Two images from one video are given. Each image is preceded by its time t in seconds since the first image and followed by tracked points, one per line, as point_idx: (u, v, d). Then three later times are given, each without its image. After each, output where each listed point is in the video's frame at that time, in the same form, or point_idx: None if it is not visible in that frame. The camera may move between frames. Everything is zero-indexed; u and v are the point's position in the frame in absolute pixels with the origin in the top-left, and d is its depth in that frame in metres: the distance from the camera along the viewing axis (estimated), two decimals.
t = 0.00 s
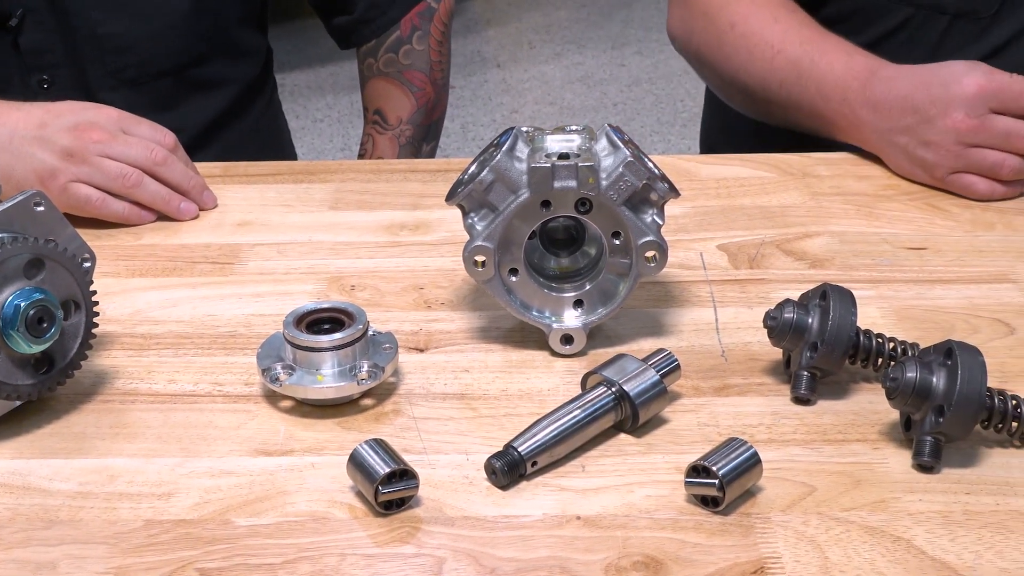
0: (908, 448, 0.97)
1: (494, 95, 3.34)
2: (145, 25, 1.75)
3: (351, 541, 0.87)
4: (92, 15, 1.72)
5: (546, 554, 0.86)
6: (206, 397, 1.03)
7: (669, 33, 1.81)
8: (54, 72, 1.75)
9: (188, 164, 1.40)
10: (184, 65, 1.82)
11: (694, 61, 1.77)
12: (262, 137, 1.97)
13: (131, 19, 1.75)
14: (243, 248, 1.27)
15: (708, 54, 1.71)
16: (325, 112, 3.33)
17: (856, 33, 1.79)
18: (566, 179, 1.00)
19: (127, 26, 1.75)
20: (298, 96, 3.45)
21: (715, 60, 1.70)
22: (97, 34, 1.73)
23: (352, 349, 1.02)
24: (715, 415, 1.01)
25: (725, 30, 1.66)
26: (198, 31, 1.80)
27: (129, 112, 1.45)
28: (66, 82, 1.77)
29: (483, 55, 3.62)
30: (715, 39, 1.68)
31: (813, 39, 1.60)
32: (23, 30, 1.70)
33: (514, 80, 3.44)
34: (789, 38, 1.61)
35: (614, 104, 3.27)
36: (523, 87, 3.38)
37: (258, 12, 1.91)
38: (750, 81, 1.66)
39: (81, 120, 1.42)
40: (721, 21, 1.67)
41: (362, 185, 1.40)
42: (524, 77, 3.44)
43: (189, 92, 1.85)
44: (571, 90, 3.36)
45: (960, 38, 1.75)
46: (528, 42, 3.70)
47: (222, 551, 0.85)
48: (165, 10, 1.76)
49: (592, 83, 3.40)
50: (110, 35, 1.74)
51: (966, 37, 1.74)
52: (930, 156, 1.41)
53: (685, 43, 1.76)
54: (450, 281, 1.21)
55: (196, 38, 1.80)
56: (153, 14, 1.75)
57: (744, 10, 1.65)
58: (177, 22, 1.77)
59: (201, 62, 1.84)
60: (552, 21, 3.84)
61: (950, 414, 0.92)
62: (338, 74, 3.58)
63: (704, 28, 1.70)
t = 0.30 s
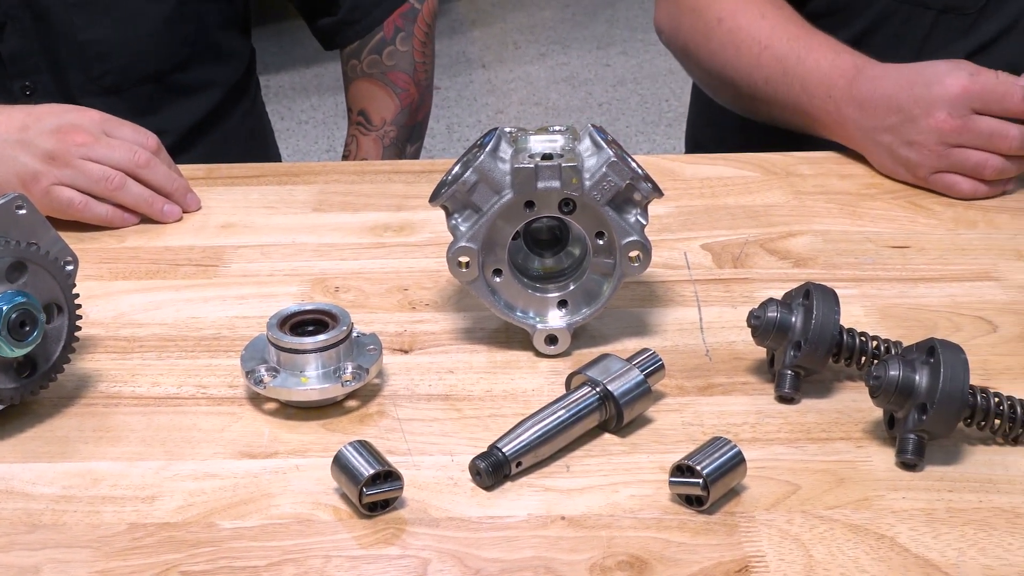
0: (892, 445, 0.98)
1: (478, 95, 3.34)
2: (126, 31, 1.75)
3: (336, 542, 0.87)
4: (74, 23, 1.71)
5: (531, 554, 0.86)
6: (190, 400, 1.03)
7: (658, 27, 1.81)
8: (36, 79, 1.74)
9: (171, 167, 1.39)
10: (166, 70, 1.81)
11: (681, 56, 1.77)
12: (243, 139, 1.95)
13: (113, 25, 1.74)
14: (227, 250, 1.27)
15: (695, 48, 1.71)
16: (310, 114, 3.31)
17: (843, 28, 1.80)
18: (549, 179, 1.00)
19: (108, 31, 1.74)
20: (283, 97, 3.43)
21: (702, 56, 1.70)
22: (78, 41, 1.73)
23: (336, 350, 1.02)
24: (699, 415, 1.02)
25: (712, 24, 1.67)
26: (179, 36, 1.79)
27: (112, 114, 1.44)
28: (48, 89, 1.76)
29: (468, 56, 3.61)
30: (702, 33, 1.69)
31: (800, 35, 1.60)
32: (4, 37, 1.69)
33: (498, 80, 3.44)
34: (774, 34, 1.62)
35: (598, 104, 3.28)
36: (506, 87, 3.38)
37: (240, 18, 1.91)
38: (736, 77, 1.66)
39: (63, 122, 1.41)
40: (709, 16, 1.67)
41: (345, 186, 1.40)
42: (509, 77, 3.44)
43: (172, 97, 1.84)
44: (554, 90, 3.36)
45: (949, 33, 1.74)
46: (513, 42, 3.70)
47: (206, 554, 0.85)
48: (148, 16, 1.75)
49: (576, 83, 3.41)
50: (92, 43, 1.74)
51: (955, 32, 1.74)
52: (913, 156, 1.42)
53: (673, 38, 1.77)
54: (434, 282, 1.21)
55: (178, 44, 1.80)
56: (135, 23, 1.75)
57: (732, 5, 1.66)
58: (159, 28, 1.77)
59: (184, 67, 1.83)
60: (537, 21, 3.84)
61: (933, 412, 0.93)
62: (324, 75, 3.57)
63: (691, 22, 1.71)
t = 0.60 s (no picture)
0: (874, 443, 0.98)
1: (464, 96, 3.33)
2: (110, 35, 1.74)
3: (319, 544, 0.87)
4: (57, 27, 1.71)
5: (515, 555, 0.86)
6: (173, 403, 1.03)
7: (635, 46, 1.84)
8: (21, 84, 1.75)
9: (153, 169, 1.39)
10: (151, 74, 1.80)
11: (661, 72, 1.79)
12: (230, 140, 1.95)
13: (97, 30, 1.74)
14: (209, 252, 1.26)
15: (675, 62, 1.73)
16: (294, 115, 3.31)
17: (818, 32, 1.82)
18: (532, 180, 1.01)
19: (92, 36, 1.74)
20: (266, 99, 3.42)
21: (683, 69, 1.72)
22: (63, 45, 1.72)
23: (319, 352, 1.01)
24: (683, 414, 1.02)
25: (692, 36, 1.69)
26: (164, 40, 1.79)
27: (93, 118, 1.44)
28: (33, 94, 1.76)
29: (452, 57, 3.61)
30: (682, 47, 1.71)
31: (782, 41, 1.63)
32: None
33: (482, 81, 3.44)
34: (755, 40, 1.64)
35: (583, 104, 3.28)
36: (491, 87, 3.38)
37: (225, 22, 1.90)
38: (718, 86, 1.68)
39: (44, 126, 1.41)
40: (688, 29, 1.69)
41: (329, 188, 1.40)
42: (493, 78, 3.44)
43: (156, 101, 1.83)
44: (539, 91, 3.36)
45: (921, 34, 1.75)
46: (497, 43, 3.70)
47: (189, 557, 0.85)
48: (132, 21, 1.75)
49: (560, 83, 3.41)
50: (76, 47, 1.73)
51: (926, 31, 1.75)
52: (901, 147, 1.42)
53: (652, 55, 1.78)
54: (417, 284, 1.21)
55: (163, 49, 1.79)
56: (119, 28, 1.75)
57: (711, 17, 1.68)
58: (143, 32, 1.76)
59: (168, 71, 1.82)
60: (521, 22, 3.84)
61: (914, 410, 0.93)
62: (307, 76, 3.56)
63: (671, 37, 1.72)
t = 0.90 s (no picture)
0: (858, 441, 0.98)
1: (449, 97, 3.33)
2: (93, 38, 1.74)
3: (303, 546, 0.87)
4: (41, 30, 1.71)
5: (499, 555, 0.86)
6: (156, 406, 1.02)
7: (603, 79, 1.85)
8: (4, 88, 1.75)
9: (136, 172, 1.38)
10: (134, 77, 1.80)
11: (635, 99, 1.80)
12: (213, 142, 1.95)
13: (81, 32, 1.74)
14: (192, 254, 1.26)
15: (650, 87, 1.74)
16: (279, 117, 3.31)
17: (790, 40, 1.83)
18: (515, 180, 1.00)
19: (74, 38, 1.74)
20: (251, 101, 3.41)
21: (658, 93, 1.73)
22: (47, 48, 1.73)
23: (302, 354, 1.01)
24: (667, 413, 1.02)
25: (665, 60, 1.71)
26: (148, 43, 1.78)
27: (74, 121, 1.43)
28: (16, 97, 1.77)
29: (437, 58, 3.61)
30: (655, 71, 1.72)
31: (755, 55, 1.65)
32: None
33: (468, 82, 3.44)
34: (727, 56, 1.66)
35: (568, 104, 3.29)
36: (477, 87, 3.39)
37: (208, 22, 1.90)
38: (696, 103, 1.69)
39: (25, 130, 1.40)
40: (660, 53, 1.71)
41: (312, 190, 1.39)
42: (479, 79, 3.45)
43: (139, 103, 1.83)
44: (524, 91, 3.37)
45: (880, 40, 1.75)
46: (482, 43, 3.70)
47: (172, 560, 0.85)
48: (115, 24, 1.75)
49: (546, 83, 3.42)
50: (59, 50, 1.73)
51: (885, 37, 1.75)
52: (886, 139, 1.44)
53: (623, 85, 1.80)
54: (401, 285, 1.20)
55: (146, 52, 1.79)
56: (103, 29, 1.75)
57: (681, 39, 1.70)
58: (126, 35, 1.76)
59: (150, 74, 1.82)
60: (506, 22, 3.84)
61: (897, 407, 0.93)
62: (292, 78, 3.55)
63: (642, 62, 1.74)
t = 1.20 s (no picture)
0: (841, 440, 0.99)
1: (432, 98, 3.33)
2: (79, 40, 1.73)
3: (287, 549, 0.87)
4: (26, 30, 1.70)
5: (483, 556, 0.86)
6: (139, 409, 1.02)
7: (574, 107, 1.88)
8: None
9: (118, 175, 1.38)
10: (120, 79, 1.79)
11: (610, 123, 1.82)
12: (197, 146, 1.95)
13: (67, 33, 1.73)
14: (175, 257, 1.26)
15: (624, 110, 1.77)
16: (263, 119, 3.30)
17: (767, 43, 1.84)
18: (497, 181, 1.01)
19: (59, 38, 1.73)
20: (235, 103, 3.41)
21: (633, 115, 1.76)
22: (31, 48, 1.72)
23: (285, 356, 1.01)
24: (650, 413, 1.02)
25: (636, 82, 1.73)
26: (134, 45, 1.78)
27: (55, 125, 1.42)
28: None
29: (422, 58, 3.60)
30: (628, 94, 1.75)
31: (726, 68, 1.67)
32: None
33: (453, 82, 3.44)
34: (699, 71, 1.68)
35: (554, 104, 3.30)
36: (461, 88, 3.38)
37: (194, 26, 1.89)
38: (672, 122, 1.71)
39: (6, 135, 1.39)
40: (630, 75, 1.73)
41: (295, 192, 1.39)
42: (464, 79, 3.45)
43: (124, 106, 1.83)
44: (509, 92, 3.38)
45: (832, 47, 1.81)
46: (466, 44, 3.70)
47: (156, 564, 0.84)
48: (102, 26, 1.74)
49: (531, 83, 3.42)
50: (44, 50, 1.72)
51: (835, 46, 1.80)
52: (870, 134, 1.44)
53: (596, 111, 1.82)
54: (385, 286, 1.20)
55: (133, 54, 1.78)
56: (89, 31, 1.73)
57: (650, 60, 1.73)
58: (112, 38, 1.75)
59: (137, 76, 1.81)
60: (490, 23, 3.85)
61: (880, 406, 0.94)
62: (276, 80, 3.55)
63: (614, 86, 1.76)
